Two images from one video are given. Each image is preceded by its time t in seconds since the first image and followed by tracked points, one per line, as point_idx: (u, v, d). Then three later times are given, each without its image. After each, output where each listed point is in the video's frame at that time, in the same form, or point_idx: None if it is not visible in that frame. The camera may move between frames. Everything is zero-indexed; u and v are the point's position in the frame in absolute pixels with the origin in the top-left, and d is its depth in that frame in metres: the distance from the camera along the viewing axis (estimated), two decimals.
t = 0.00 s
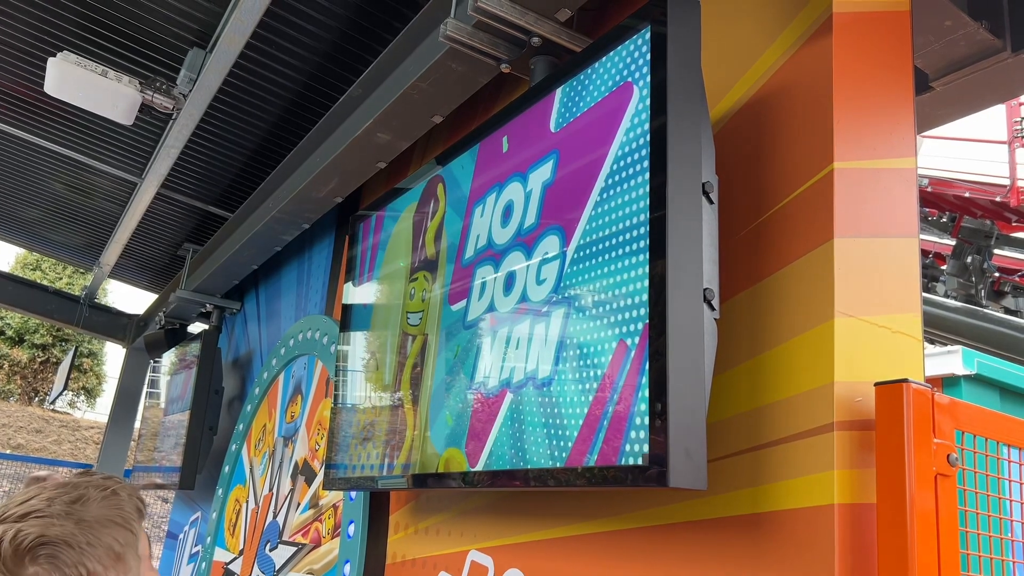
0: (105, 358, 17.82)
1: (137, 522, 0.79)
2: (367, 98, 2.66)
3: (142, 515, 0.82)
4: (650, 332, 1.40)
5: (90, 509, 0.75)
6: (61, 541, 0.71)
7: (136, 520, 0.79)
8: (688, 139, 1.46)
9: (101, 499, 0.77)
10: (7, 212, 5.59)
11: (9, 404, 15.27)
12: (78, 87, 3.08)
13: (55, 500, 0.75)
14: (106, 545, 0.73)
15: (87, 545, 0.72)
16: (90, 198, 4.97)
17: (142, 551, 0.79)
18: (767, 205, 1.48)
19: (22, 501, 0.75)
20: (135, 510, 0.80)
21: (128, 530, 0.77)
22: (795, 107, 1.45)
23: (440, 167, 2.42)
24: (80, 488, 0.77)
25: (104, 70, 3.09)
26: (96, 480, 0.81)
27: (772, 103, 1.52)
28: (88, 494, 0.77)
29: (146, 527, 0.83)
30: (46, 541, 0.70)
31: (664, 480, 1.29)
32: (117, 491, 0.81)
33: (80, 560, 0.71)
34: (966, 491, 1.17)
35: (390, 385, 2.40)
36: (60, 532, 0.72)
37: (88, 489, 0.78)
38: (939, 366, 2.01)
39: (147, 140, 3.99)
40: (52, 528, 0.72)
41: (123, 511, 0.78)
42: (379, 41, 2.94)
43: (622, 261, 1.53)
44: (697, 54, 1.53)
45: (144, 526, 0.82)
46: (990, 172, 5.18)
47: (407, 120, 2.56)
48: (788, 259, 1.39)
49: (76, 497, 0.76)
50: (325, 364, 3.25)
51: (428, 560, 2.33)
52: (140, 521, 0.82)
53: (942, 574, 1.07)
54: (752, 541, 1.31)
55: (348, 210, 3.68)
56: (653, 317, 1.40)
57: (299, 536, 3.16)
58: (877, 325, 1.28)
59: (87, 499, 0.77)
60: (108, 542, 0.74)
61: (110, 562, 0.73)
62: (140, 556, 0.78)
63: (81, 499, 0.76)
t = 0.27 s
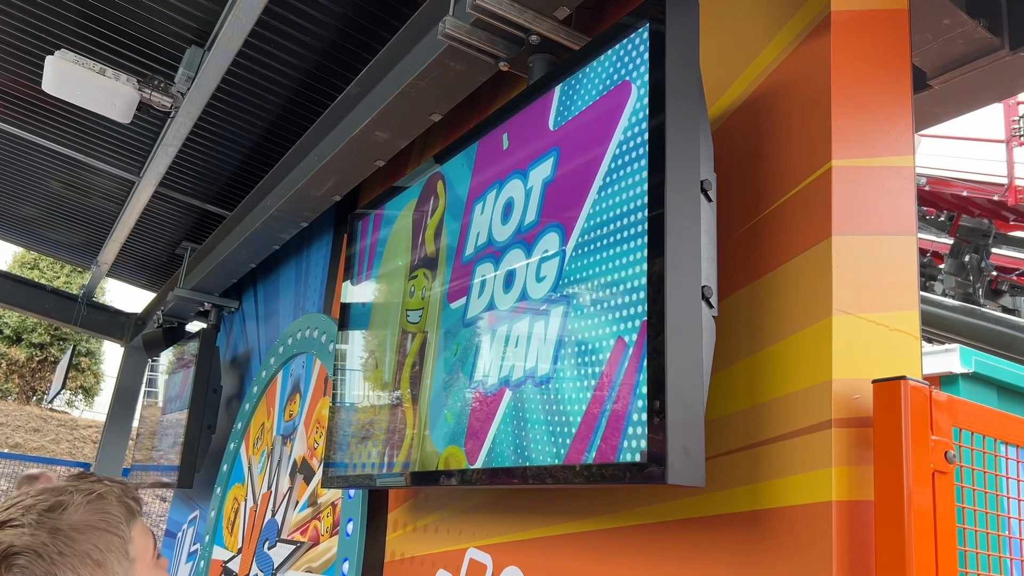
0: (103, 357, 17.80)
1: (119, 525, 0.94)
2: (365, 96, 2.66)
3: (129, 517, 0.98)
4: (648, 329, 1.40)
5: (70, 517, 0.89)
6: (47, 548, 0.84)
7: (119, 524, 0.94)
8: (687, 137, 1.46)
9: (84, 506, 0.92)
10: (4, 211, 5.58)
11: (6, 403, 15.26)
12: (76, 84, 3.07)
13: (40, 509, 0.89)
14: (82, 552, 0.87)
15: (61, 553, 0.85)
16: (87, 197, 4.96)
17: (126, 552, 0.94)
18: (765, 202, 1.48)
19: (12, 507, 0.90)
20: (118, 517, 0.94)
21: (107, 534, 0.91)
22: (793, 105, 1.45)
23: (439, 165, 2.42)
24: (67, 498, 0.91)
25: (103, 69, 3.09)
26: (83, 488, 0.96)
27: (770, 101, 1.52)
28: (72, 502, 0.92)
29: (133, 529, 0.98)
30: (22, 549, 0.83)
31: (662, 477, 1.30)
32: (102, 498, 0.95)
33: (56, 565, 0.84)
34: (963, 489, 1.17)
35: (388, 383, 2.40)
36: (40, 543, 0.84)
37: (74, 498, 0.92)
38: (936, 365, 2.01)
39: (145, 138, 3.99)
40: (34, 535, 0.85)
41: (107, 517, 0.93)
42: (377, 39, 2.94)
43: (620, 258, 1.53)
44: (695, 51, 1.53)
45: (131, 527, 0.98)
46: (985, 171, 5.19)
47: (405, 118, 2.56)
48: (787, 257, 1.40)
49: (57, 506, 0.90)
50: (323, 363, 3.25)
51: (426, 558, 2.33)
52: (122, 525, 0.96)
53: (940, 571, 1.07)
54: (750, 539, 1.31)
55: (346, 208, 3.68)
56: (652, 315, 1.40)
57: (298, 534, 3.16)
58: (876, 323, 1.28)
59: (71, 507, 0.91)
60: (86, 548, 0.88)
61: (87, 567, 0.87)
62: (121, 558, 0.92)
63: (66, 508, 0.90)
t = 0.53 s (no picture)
0: (101, 356, 17.78)
1: (131, 521, 0.95)
2: (363, 95, 2.66)
3: (140, 515, 0.99)
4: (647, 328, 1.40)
5: (87, 509, 0.91)
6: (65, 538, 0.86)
7: (131, 520, 0.95)
8: (685, 136, 1.45)
9: (98, 500, 0.94)
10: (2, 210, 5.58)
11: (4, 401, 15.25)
12: (74, 83, 3.07)
13: (59, 501, 0.91)
14: (98, 543, 0.88)
15: (80, 542, 0.87)
16: (85, 195, 4.95)
17: (138, 548, 0.95)
18: (764, 201, 1.48)
19: (28, 499, 0.91)
20: (130, 512, 0.96)
21: (121, 529, 0.92)
22: (792, 105, 1.45)
23: (438, 164, 2.42)
24: (83, 492, 0.93)
25: (101, 67, 3.08)
26: (97, 483, 0.97)
27: (769, 100, 1.52)
28: (86, 497, 0.93)
29: (145, 527, 0.99)
30: (41, 536, 0.85)
31: (660, 477, 1.30)
32: (115, 494, 0.97)
33: (73, 554, 0.86)
34: (961, 487, 1.17)
35: (386, 382, 2.40)
36: (60, 531, 0.86)
37: (90, 493, 0.94)
38: (934, 363, 2.01)
39: (143, 136, 3.98)
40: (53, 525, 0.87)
41: (120, 512, 0.94)
42: (375, 38, 2.94)
43: (618, 257, 1.53)
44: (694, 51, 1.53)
45: (142, 525, 0.99)
46: (985, 170, 5.20)
47: (404, 117, 2.56)
48: (785, 256, 1.40)
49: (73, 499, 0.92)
50: (321, 362, 3.26)
51: (424, 557, 2.33)
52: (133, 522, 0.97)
53: (937, 569, 1.08)
54: (748, 538, 1.31)
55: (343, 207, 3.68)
56: (650, 314, 1.40)
57: (296, 533, 3.16)
58: (874, 322, 1.28)
59: (87, 500, 0.93)
60: (102, 539, 0.89)
61: (103, 558, 0.88)
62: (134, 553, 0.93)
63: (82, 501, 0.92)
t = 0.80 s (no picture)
0: (98, 353, 17.76)
1: (127, 517, 0.93)
2: (362, 93, 2.66)
3: (136, 512, 0.96)
4: (646, 326, 1.41)
5: (82, 505, 0.89)
6: (61, 535, 0.85)
7: (126, 516, 0.93)
8: (684, 134, 1.45)
9: (94, 495, 0.92)
10: None
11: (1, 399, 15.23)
12: (72, 80, 3.06)
13: (54, 496, 0.89)
14: (93, 539, 0.86)
15: (75, 538, 0.85)
16: (83, 192, 4.95)
17: (132, 545, 0.92)
18: (762, 200, 1.49)
19: (23, 494, 0.90)
20: (125, 509, 0.94)
21: (117, 526, 0.90)
22: (791, 104, 1.46)
23: (436, 162, 2.42)
24: (79, 487, 0.92)
25: (98, 64, 3.07)
26: (92, 480, 0.95)
27: (768, 99, 1.52)
28: (81, 493, 0.91)
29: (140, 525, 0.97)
30: (37, 532, 0.84)
31: (659, 474, 1.30)
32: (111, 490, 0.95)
33: (68, 551, 0.84)
34: (958, 485, 1.18)
35: (383, 379, 2.41)
36: (55, 526, 0.85)
37: (86, 488, 0.92)
38: (931, 361, 2.02)
39: (141, 134, 3.98)
40: (48, 522, 0.85)
41: (115, 508, 0.92)
42: (374, 35, 2.93)
43: (616, 255, 1.53)
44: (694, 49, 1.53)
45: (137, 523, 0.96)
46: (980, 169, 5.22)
47: (403, 115, 2.56)
48: (784, 255, 1.40)
49: (69, 495, 0.90)
50: (320, 359, 3.26)
51: (423, 554, 2.34)
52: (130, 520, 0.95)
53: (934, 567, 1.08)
54: (746, 535, 1.32)
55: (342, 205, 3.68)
56: (650, 312, 1.40)
57: (295, 530, 3.16)
58: (872, 320, 1.29)
59: (82, 496, 0.91)
60: (97, 535, 0.87)
61: (98, 554, 0.86)
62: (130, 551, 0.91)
63: (77, 497, 0.90)
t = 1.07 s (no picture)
0: (96, 349, 17.73)
1: (119, 514, 0.93)
2: (361, 89, 2.65)
3: (126, 508, 0.96)
4: (646, 322, 1.41)
5: (72, 504, 0.89)
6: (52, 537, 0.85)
7: (117, 513, 0.93)
8: (685, 130, 1.45)
9: (85, 494, 0.92)
10: None
11: None
12: (71, 76, 3.06)
13: (44, 496, 0.89)
14: (85, 539, 0.87)
15: (67, 538, 0.86)
16: (80, 188, 4.94)
17: (125, 541, 0.93)
18: (762, 196, 1.49)
19: (12, 494, 0.89)
20: (116, 505, 0.94)
21: (108, 524, 0.90)
22: (791, 100, 1.46)
23: (435, 158, 2.41)
24: (70, 485, 0.92)
25: (97, 60, 3.07)
26: (83, 477, 0.95)
27: (769, 95, 1.52)
28: (72, 491, 0.91)
29: (132, 519, 0.97)
30: (28, 534, 0.84)
31: (659, 470, 1.31)
32: (103, 487, 0.95)
33: (59, 552, 0.84)
34: (956, 482, 1.18)
35: (381, 375, 2.41)
36: (46, 529, 0.85)
37: (77, 486, 0.92)
38: (929, 359, 2.02)
39: (140, 130, 3.97)
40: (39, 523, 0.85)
41: (106, 505, 0.92)
42: (373, 31, 2.93)
43: (615, 252, 1.54)
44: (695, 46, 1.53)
45: (128, 519, 0.97)
46: (979, 166, 5.19)
47: (402, 111, 2.56)
48: (784, 252, 1.40)
49: (61, 494, 0.90)
50: (319, 356, 3.26)
51: (422, 550, 2.34)
52: (122, 516, 0.95)
53: (932, 562, 1.09)
54: (746, 531, 1.32)
55: (340, 201, 3.67)
56: (650, 308, 1.41)
57: (293, 526, 3.16)
58: (872, 317, 1.29)
59: (73, 494, 0.91)
60: (89, 535, 0.88)
61: (90, 553, 0.87)
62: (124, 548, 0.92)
63: (69, 496, 0.90)
